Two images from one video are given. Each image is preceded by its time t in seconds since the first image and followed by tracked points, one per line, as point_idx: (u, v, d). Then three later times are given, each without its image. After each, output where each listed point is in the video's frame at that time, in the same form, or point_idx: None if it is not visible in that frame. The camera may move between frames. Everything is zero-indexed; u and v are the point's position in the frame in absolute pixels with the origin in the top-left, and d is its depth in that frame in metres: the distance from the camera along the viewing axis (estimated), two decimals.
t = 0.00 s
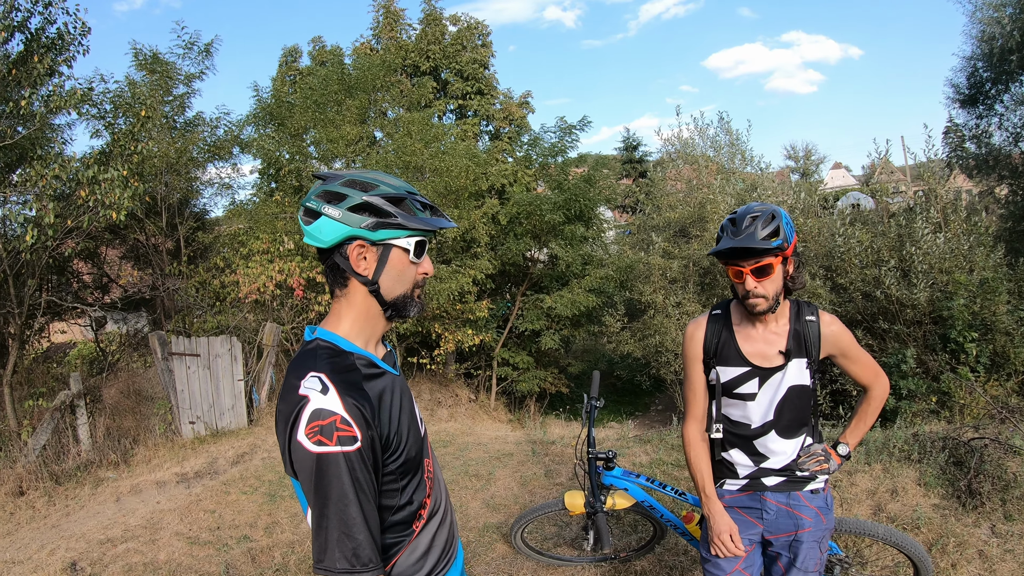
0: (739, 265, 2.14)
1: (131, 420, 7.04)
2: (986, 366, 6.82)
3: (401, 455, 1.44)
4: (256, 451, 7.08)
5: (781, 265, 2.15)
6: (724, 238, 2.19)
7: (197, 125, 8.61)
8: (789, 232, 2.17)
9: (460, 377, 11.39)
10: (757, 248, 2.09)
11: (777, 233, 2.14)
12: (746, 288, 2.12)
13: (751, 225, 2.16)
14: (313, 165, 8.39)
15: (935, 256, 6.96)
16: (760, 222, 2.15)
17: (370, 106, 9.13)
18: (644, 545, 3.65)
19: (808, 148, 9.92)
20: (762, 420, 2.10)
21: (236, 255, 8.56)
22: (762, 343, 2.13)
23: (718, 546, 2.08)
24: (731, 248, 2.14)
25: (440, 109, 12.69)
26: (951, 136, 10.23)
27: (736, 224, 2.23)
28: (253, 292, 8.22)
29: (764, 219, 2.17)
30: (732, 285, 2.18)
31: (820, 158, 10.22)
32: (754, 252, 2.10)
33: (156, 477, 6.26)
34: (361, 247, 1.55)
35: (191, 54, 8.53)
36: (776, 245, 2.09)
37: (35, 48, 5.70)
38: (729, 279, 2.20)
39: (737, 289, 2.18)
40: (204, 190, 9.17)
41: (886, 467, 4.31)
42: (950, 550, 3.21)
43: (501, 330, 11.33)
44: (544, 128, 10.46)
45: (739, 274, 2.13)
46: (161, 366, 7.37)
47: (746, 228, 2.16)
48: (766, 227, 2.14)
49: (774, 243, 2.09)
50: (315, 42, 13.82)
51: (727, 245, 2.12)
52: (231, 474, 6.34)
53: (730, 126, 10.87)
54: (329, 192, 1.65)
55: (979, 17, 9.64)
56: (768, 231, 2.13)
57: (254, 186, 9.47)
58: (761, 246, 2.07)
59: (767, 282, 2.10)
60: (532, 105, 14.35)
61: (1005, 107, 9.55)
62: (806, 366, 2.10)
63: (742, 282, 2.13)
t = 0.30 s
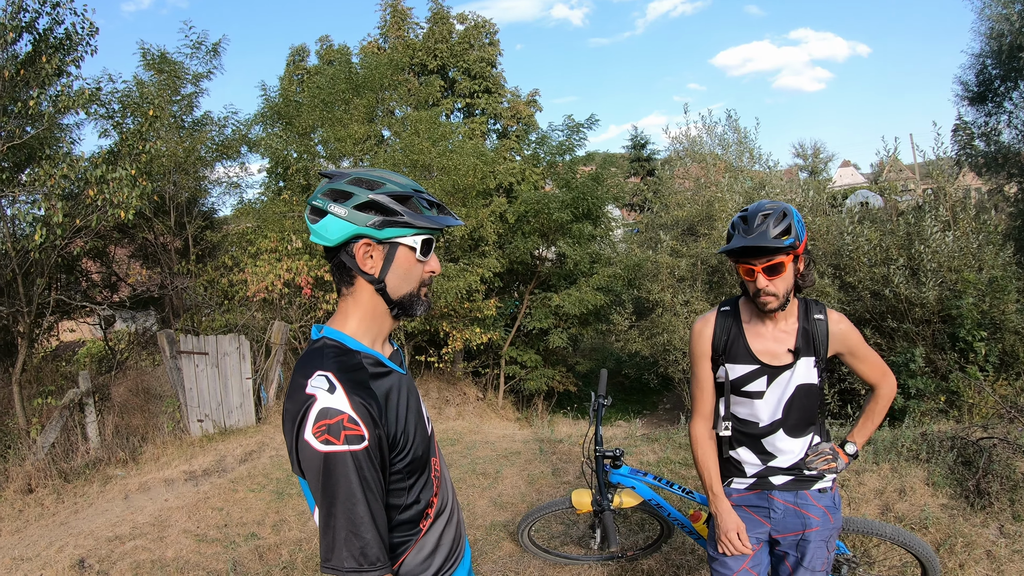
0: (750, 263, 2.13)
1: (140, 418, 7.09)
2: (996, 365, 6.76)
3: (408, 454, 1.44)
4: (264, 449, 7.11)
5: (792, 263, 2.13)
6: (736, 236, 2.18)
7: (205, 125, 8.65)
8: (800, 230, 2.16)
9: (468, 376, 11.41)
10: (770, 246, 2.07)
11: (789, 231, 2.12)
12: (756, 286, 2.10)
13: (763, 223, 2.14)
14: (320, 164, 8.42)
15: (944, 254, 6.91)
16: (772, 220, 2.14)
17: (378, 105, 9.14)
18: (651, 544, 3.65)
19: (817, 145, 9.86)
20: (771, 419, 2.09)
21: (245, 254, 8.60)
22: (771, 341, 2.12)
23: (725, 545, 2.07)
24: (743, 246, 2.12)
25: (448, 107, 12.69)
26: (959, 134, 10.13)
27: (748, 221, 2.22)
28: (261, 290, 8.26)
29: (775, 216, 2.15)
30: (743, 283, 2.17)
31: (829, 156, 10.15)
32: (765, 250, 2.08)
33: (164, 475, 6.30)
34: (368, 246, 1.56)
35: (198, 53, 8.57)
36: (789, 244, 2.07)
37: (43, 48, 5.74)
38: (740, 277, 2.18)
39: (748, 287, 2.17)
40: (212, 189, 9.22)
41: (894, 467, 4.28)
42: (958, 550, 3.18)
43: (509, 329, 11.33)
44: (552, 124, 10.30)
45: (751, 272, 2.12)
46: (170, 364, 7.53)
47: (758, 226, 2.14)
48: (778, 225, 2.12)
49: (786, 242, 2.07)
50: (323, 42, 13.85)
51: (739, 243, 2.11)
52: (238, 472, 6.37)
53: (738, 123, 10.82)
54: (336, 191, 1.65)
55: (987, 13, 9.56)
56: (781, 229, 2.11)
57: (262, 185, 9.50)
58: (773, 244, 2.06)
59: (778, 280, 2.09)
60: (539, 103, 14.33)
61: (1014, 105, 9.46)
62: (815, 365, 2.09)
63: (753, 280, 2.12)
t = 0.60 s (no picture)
0: (751, 258, 2.13)
1: (145, 416, 7.13)
2: (1002, 364, 6.72)
3: (410, 450, 1.45)
4: (270, 447, 7.14)
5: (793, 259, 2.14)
6: (737, 231, 2.18)
7: (210, 125, 8.68)
8: (801, 226, 2.16)
9: (473, 375, 11.42)
10: (771, 241, 2.08)
11: (790, 227, 2.13)
12: (758, 281, 2.10)
13: (764, 218, 2.14)
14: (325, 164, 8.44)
15: (950, 253, 6.88)
16: (774, 215, 2.14)
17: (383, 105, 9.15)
18: (654, 543, 3.65)
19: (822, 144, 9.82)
20: (773, 415, 2.09)
21: (250, 254, 8.64)
22: (774, 337, 2.12)
23: (726, 542, 2.07)
24: (745, 241, 2.12)
25: (452, 107, 12.70)
26: (964, 133, 10.06)
27: (749, 217, 2.22)
28: (267, 290, 8.30)
29: (776, 212, 2.15)
30: (744, 278, 2.17)
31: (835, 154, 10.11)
32: (767, 245, 2.09)
33: (170, 473, 6.33)
34: (370, 242, 1.56)
35: (203, 54, 8.61)
36: (790, 239, 2.08)
37: (48, 49, 5.78)
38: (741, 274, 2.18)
39: (750, 283, 2.16)
40: (218, 189, 9.26)
41: (898, 465, 4.27)
42: (962, 548, 3.17)
43: (514, 328, 11.34)
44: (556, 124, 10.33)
45: (752, 267, 2.12)
46: (176, 364, 7.46)
47: (759, 221, 2.15)
48: (779, 221, 2.12)
49: (788, 237, 2.08)
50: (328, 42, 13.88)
51: (741, 238, 2.11)
52: (244, 470, 6.40)
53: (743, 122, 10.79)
54: (338, 188, 1.65)
55: (992, 11, 9.51)
56: (782, 224, 2.11)
57: (267, 185, 9.54)
58: (775, 239, 2.06)
59: (779, 276, 2.09)
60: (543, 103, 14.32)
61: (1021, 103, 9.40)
62: (817, 361, 2.09)
63: (754, 275, 2.12)
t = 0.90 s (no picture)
0: (743, 259, 2.13)
1: (150, 418, 7.16)
2: (1006, 364, 6.66)
3: (414, 449, 1.45)
4: (274, 448, 7.15)
5: (788, 258, 2.13)
6: (731, 231, 2.19)
7: (214, 127, 8.72)
8: (796, 224, 2.15)
9: (477, 376, 11.43)
10: (762, 240, 2.08)
11: (784, 226, 2.12)
12: (752, 281, 2.11)
13: (756, 218, 2.15)
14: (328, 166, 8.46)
15: (953, 252, 6.85)
16: (766, 215, 2.14)
17: (386, 106, 9.17)
18: (659, 542, 3.63)
19: (826, 144, 9.80)
20: (776, 413, 2.09)
21: (254, 255, 8.67)
22: (777, 336, 2.12)
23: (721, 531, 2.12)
24: (737, 241, 2.13)
25: (455, 108, 12.73)
26: (968, 132, 10.02)
27: (742, 217, 2.23)
28: (271, 291, 8.32)
29: (770, 212, 2.15)
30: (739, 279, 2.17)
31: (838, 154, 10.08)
32: (759, 244, 2.09)
33: (174, 474, 6.35)
34: (374, 242, 1.57)
35: (207, 56, 8.65)
36: (782, 238, 2.07)
37: (52, 52, 5.80)
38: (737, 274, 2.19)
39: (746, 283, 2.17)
40: (222, 191, 9.29)
41: (902, 465, 4.25)
42: (966, 548, 3.16)
43: (518, 329, 11.35)
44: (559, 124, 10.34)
45: (745, 267, 2.12)
46: (180, 365, 7.60)
47: (751, 221, 2.15)
48: (772, 220, 2.12)
49: (779, 236, 2.07)
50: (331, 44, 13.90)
51: (732, 238, 2.12)
52: (248, 471, 6.41)
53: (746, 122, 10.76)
54: (342, 187, 1.66)
55: (995, 10, 9.49)
56: (774, 224, 2.11)
57: (270, 186, 9.56)
58: (766, 238, 2.07)
59: (773, 276, 2.09)
60: (546, 104, 14.33)
61: None
62: (821, 358, 2.08)
63: (747, 276, 2.12)
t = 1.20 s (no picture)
0: (742, 257, 2.14)
1: (152, 421, 7.17)
2: (1009, 362, 6.61)
3: (417, 451, 1.45)
4: (277, 451, 7.15)
5: (787, 255, 2.12)
6: (730, 230, 2.20)
7: (215, 129, 8.74)
8: (793, 220, 2.15)
9: (480, 377, 11.42)
10: (759, 237, 2.08)
11: (780, 223, 2.12)
12: (751, 279, 2.11)
13: (753, 216, 2.16)
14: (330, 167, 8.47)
15: (956, 250, 6.82)
16: (762, 213, 2.15)
17: (387, 108, 9.17)
18: (663, 543, 3.62)
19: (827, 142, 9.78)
20: (781, 414, 2.08)
21: (256, 257, 8.68)
22: (780, 336, 2.12)
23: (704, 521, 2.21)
24: (734, 239, 2.14)
25: (457, 109, 12.73)
26: (969, 129, 9.99)
27: (739, 217, 2.24)
28: (273, 293, 8.32)
29: (766, 209, 2.16)
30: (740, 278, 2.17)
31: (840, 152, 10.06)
32: (756, 241, 2.09)
33: (177, 477, 6.35)
34: (378, 245, 1.56)
35: (207, 59, 8.67)
36: (778, 233, 2.07)
37: (53, 55, 5.81)
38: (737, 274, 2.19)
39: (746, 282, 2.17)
40: (223, 194, 9.31)
41: (906, 464, 4.23)
42: (972, 547, 3.14)
43: (520, 329, 11.34)
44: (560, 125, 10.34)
45: (743, 266, 2.13)
46: (183, 367, 7.53)
47: (748, 220, 2.16)
48: (768, 217, 2.13)
49: (775, 232, 2.07)
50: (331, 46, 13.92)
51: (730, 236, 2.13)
52: (251, 474, 6.41)
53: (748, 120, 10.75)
54: (347, 189, 1.66)
55: (996, 7, 9.46)
56: (770, 221, 2.12)
57: (272, 189, 9.57)
58: (762, 235, 2.07)
59: (771, 273, 2.09)
60: (547, 104, 14.33)
61: None
62: (826, 358, 2.06)
63: (746, 274, 2.13)
